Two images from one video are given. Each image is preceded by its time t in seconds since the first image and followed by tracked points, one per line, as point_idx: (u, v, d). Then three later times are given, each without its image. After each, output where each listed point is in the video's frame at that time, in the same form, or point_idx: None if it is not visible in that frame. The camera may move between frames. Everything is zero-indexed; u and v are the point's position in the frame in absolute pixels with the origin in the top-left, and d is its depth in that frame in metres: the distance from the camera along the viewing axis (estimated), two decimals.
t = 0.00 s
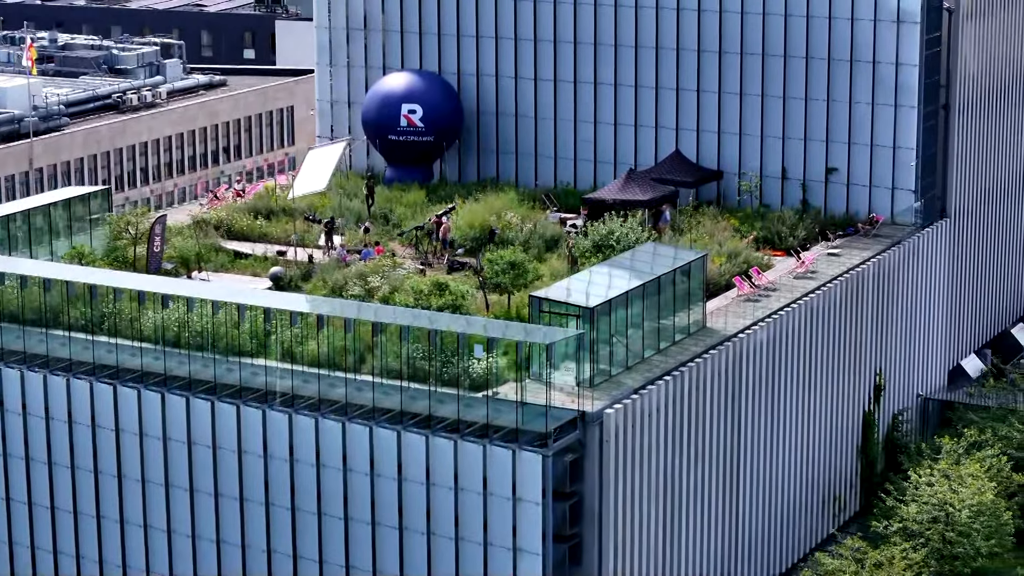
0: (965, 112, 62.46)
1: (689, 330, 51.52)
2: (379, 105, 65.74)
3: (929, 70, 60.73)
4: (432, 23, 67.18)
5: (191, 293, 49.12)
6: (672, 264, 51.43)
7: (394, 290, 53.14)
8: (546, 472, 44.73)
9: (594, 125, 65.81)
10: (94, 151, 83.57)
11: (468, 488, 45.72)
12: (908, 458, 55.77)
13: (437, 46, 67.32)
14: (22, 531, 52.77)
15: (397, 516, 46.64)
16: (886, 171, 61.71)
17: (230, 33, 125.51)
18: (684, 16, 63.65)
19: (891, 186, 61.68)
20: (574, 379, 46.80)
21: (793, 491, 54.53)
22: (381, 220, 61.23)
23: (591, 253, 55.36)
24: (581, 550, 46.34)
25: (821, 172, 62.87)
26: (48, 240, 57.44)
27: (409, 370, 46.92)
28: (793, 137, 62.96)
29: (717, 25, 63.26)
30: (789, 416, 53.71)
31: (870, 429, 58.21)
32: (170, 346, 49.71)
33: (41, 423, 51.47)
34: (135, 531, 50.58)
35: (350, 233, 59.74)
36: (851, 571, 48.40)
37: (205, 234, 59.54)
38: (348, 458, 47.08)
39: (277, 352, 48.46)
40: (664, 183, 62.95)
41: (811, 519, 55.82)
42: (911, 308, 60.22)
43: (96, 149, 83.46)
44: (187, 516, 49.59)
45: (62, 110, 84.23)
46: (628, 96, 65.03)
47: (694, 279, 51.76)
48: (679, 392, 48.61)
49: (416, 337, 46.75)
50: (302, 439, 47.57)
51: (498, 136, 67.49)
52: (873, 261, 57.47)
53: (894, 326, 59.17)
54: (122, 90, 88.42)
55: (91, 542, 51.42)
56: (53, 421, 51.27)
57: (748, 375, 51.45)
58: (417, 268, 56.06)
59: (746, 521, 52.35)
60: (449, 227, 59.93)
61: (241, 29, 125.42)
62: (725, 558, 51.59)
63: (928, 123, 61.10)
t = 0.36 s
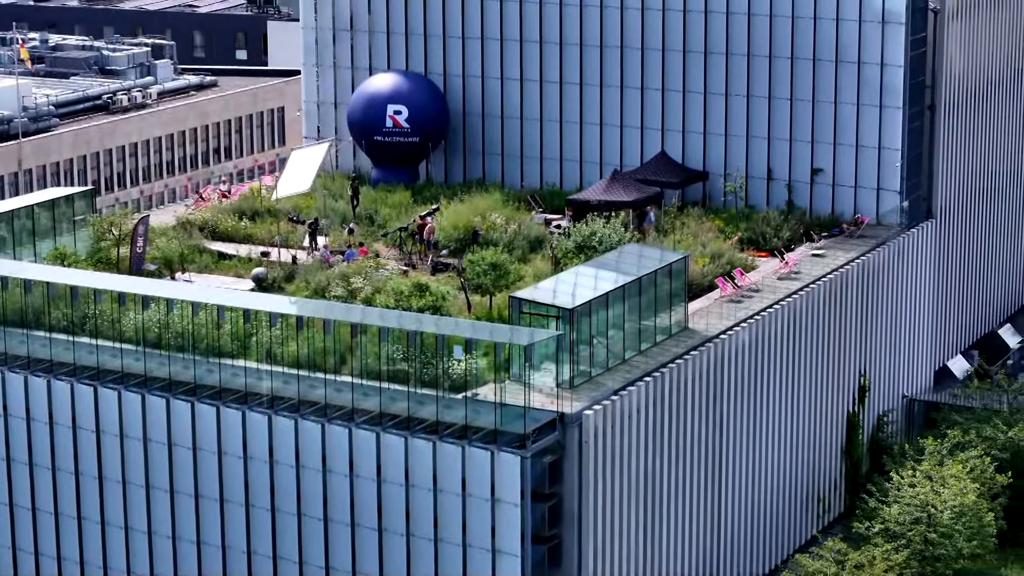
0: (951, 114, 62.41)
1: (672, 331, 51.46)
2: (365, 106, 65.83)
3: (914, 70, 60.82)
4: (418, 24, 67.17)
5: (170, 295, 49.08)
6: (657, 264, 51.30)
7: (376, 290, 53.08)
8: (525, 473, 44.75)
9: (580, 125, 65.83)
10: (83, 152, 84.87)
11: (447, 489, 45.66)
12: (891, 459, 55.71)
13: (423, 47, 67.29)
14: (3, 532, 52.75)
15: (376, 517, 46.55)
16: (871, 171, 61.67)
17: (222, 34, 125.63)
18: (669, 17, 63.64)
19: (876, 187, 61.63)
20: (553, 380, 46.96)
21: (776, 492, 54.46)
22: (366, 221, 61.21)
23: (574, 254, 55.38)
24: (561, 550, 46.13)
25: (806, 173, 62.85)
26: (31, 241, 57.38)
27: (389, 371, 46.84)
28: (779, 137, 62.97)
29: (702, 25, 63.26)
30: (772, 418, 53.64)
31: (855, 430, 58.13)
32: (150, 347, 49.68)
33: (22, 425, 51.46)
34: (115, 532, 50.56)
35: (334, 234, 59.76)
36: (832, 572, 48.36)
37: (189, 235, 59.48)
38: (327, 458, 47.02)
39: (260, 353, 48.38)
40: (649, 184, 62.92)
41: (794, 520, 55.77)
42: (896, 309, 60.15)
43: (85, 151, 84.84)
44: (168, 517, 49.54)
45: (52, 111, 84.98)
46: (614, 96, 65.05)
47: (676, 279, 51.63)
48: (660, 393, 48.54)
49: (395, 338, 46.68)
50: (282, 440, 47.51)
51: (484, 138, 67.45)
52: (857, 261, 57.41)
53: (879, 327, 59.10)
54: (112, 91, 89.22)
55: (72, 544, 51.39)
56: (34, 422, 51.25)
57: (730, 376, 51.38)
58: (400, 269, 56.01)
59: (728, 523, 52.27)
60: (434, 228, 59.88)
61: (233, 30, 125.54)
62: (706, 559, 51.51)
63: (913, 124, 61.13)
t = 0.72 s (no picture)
0: (936, 114, 62.37)
1: (653, 332, 51.40)
2: (350, 107, 65.89)
3: (899, 70, 60.80)
4: (403, 25, 67.15)
5: (150, 296, 49.07)
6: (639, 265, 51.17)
7: (357, 291, 53.02)
8: (503, 474, 44.64)
9: (565, 126, 65.83)
10: (72, 152, 85.66)
11: (426, 490, 45.56)
12: (874, 460, 55.68)
13: (408, 48, 67.28)
14: None
15: (354, 518, 46.50)
16: (856, 172, 61.64)
17: (214, 34, 125.66)
18: (654, 17, 63.65)
19: (861, 187, 61.58)
20: (533, 382, 46.88)
21: (757, 493, 54.39)
22: (351, 221, 61.22)
23: (555, 255, 55.44)
24: (540, 551, 46.19)
25: (791, 174, 62.82)
26: (15, 242, 57.30)
27: (368, 371, 46.77)
28: (763, 138, 62.94)
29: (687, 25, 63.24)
30: (754, 419, 53.56)
31: (839, 431, 58.06)
32: (130, 348, 49.62)
33: (3, 426, 51.41)
34: (96, 534, 50.51)
35: (317, 234, 59.82)
36: (812, 573, 48.37)
37: (173, 235, 59.41)
38: (306, 459, 46.91)
39: (240, 354, 48.35)
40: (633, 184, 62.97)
41: (777, 521, 55.72)
42: (880, 310, 60.06)
43: (74, 151, 85.61)
44: (148, 518, 49.48)
45: (41, 112, 85.18)
46: (599, 97, 65.05)
47: (656, 281, 51.54)
48: (639, 394, 48.42)
49: (374, 338, 46.64)
50: (261, 441, 47.37)
51: (469, 138, 67.37)
52: (840, 263, 57.30)
53: (862, 328, 59.01)
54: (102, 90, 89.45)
55: (53, 545, 51.36)
56: (14, 423, 51.18)
57: (710, 377, 51.27)
58: (382, 269, 55.96)
59: (708, 525, 52.20)
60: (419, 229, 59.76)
61: (224, 31, 125.66)
62: (687, 561, 51.44)
63: (898, 124, 61.07)
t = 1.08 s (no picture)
0: (922, 113, 62.33)
1: (634, 332, 51.34)
2: (336, 108, 65.87)
3: (884, 71, 60.66)
4: (389, 25, 67.25)
5: (129, 297, 49.04)
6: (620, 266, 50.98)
7: (337, 291, 53.01)
8: (481, 475, 44.56)
9: (550, 126, 65.89)
10: (62, 153, 85.71)
11: (404, 491, 45.48)
12: (857, 461, 55.71)
13: (395, 48, 67.35)
14: None
15: (334, 519, 46.45)
16: (841, 172, 61.55)
17: (208, 34, 125.77)
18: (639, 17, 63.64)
19: (846, 188, 61.51)
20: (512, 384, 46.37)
21: (740, 494, 54.36)
22: (336, 222, 61.21)
23: (538, 255, 55.56)
24: (519, 552, 46.03)
25: (776, 174, 62.83)
26: None
27: (347, 372, 46.54)
28: (749, 138, 62.93)
29: (672, 25, 63.24)
30: (736, 420, 53.52)
31: (823, 432, 58.03)
32: (109, 349, 49.54)
33: None
34: (77, 534, 50.59)
35: (302, 235, 59.84)
36: (792, 573, 48.43)
37: (158, 236, 59.42)
38: (285, 461, 46.88)
39: (219, 354, 48.15)
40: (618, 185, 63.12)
41: (761, 521, 55.70)
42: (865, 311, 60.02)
43: (64, 151, 85.66)
44: (128, 519, 49.51)
45: (32, 112, 85.36)
46: (585, 97, 65.08)
47: (637, 282, 51.41)
48: (620, 395, 48.34)
49: (352, 338, 46.46)
50: (240, 442, 47.38)
51: (456, 139, 67.57)
52: (824, 263, 57.19)
53: (846, 328, 58.95)
54: (93, 90, 89.71)
55: (34, 545, 51.46)
56: None
57: (691, 379, 51.19)
58: (365, 270, 55.95)
59: (690, 526, 52.19)
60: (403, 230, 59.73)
61: (218, 32, 125.79)
62: (669, 562, 51.44)
63: (883, 125, 60.93)
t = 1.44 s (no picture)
0: (918, 113, 62.27)
1: (625, 333, 51.29)
2: (330, 108, 65.92)
3: (879, 72, 60.66)
4: (384, 25, 67.34)
5: (118, 298, 48.95)
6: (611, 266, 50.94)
7: (329, 290, 52.95)
8: (468, 475, 44.28)
9: (546, 126, 65.99)
10: (62, 152, 86.18)
11: (392, 492, 45.27)
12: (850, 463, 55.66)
13: (390, 48, 67.43)
14: None
15: (322, 519, 46.30)
16: (835, 172, 61.59)
17: (210, 33, 125.88)
18: (634, 17, 63.74)
19: (841, 188, 61.55)
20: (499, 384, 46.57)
21: (733, 495, 54.35)
22: (331, 222, 61.21)
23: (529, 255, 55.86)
24: (507, 553, 45.72)
25: (771, 175, 62.93)
26: None
27: (336, 372, 46.32)
28: (744, 138, 63.03)
29: (667, 24, 63.34)
30: (729, 421, 53.49)
31: (817, 433, 57.98)
32: (99, 349, 49.57)
33: None
34: (67, 534, 50.62)
35: (296, 235, 59.81)
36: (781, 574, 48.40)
37: (152, 236, 59.43)
38: (274, 461, 46.77)
39: (211, 354, 48.06)
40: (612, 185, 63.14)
41: (754, 522, 55.68)
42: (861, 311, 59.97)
43: (64, 151, 86.14)
44: (118, 519, 49.50)
45: (32, 111, 85.42)
46: (580, 97, 65.16)
47: (628, 283, 51.38)
48: (611, 396, 48.28)
49: (340, 338, 46.22)
50: (229, 442, 47.32)
51: (451, 139, 67.57)
52: (818, 264, 57.11)
53: (841, 329, 58.88)
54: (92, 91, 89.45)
55: (24, 545, 51.48)
56: None
57: (684, 379, 51.15)
58: (358, 270, 55.93)
59: (682, 527, 52.18)
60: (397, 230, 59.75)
61: (219, 32, 125.94)
62: (661, 563, 51.44)
63: (878, 126, 60.96)
